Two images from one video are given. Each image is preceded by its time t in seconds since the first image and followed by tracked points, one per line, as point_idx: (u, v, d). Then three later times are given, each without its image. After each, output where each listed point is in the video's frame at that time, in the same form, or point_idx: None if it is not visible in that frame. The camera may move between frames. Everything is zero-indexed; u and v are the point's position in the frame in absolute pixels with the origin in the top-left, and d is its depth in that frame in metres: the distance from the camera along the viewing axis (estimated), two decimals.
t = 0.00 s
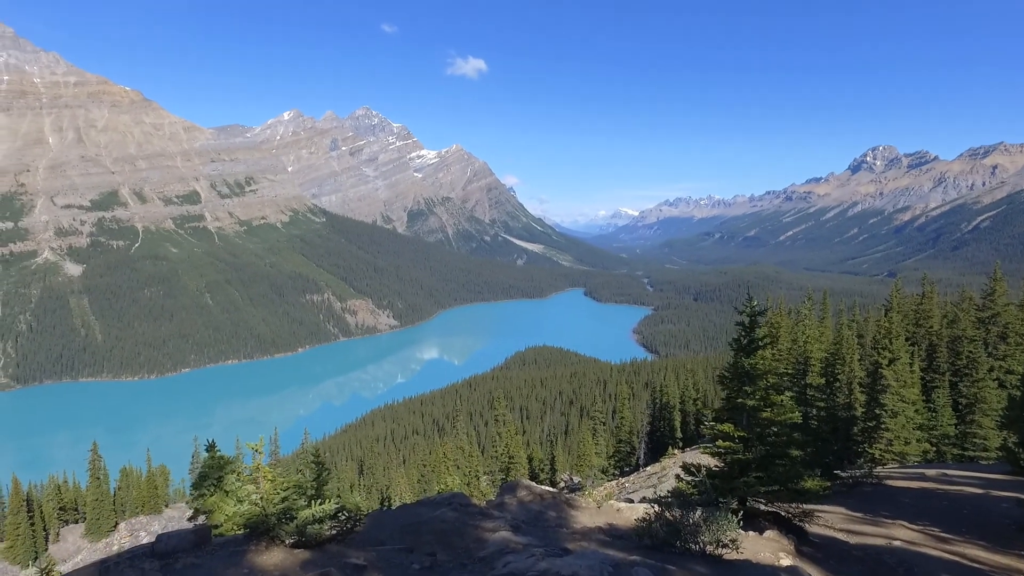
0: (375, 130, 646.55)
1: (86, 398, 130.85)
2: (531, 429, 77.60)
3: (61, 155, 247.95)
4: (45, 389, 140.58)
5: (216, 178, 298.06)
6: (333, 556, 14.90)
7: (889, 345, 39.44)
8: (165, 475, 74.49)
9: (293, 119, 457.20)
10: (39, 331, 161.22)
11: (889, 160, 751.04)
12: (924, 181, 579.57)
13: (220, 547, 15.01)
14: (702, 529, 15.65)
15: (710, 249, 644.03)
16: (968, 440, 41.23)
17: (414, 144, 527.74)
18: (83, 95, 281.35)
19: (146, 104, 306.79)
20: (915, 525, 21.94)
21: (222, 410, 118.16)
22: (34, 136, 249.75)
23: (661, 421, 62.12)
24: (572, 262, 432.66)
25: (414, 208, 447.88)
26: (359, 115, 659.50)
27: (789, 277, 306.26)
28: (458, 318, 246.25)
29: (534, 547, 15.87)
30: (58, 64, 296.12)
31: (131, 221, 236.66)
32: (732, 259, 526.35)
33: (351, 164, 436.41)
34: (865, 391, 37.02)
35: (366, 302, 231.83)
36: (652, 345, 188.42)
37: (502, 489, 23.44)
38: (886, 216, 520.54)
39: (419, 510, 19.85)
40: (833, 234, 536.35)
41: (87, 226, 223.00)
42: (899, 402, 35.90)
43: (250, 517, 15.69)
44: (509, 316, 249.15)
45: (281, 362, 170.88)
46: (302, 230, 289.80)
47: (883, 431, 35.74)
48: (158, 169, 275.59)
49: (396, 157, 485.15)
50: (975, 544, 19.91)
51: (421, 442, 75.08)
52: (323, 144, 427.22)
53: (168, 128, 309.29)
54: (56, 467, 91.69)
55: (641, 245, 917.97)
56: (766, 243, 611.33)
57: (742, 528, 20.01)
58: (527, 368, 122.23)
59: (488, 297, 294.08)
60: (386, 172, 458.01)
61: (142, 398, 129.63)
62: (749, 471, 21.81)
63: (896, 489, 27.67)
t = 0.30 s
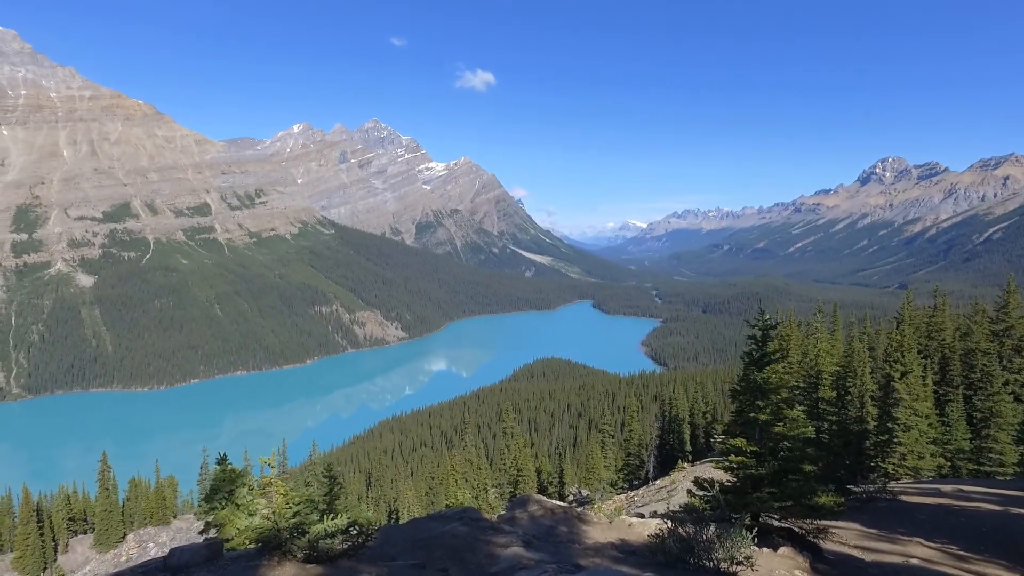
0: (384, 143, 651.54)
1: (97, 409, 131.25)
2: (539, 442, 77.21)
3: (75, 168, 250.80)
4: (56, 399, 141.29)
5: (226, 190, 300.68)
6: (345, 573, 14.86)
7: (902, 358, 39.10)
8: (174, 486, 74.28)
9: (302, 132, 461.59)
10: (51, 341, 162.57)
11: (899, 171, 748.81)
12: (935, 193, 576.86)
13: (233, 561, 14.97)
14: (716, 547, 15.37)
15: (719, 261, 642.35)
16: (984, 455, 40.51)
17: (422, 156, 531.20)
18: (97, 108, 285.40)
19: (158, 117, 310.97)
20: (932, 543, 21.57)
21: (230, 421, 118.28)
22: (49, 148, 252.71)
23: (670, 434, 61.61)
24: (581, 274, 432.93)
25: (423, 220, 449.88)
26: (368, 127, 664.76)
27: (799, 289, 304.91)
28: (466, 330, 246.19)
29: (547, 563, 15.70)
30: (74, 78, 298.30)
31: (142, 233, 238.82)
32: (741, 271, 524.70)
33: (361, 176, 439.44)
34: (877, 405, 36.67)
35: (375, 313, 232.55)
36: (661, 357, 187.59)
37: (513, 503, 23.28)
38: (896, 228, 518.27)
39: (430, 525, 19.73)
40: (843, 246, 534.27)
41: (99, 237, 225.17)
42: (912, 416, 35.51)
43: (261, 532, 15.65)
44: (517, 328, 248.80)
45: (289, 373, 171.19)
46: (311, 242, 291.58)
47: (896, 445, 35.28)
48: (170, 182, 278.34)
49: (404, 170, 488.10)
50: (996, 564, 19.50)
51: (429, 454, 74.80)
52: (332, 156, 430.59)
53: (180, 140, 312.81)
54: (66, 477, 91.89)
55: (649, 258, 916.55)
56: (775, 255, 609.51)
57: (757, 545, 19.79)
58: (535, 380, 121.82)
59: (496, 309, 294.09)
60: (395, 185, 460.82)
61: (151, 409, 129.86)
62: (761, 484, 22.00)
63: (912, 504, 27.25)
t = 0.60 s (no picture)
0: (398, 156, 657.26)
1: (113, 419, 132.44)
2: (552, 455, 76.75)
3: (95, 181, 255.01)
4: (73, 409, 142.76)
5: (242, 203, 304.20)
6: None
7: (921, 372, 38.53)
8: (188, 497, 74.29)
9: (318, 146, 466.89)
10: (70, 352, 164.89)
11: (915, 184, 742.18)
12: (952, 205, 570.27)
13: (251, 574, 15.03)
14: (736, 564, 14.95)
15: (732, 274, 638.66)
16: (1008, 473, 39.39)
17: (436, 169, 534.99)
18: (118, 123, 290.46)
19: (176, 131, 316.15)
20: (958, 563, 21.00)
21: (243, 433, 118.66)
22: (71, 162, 256.87)
23: (685, 449, 60.90)
24: (594, 287, 432.27)
25: (436, 233, 452.09)
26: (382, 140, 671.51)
27: (814, 302, 301.98)
28: (479, 342, 246.25)
29: None
30: (96, 95, 304.10)
31: (159, 246, 241.96)
32: (755, 284, 520.99)
33: (374, 189, 443.36)
34: (896, 420, 35.88)
35: (388, 326, 233.56)
36: (675, 370, 186.04)
37: (529, 517, 23.17)
38: (913, 240, 512.78)
39: (447, 538, 19.70)
40: (858, 259, 530.03)
41: (118, 249, 228.38)
42: (932, 432, 34.87)
43: (281, 546, 16.60)
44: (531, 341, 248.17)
45: (303, 385, 171.88)
46: (326, 255, 293.87)
47: (917, 461, 34.25)
48: (187, 195, 282.01)
49: (418, 183, 491.61)
50: None
51: (442, 467, 74.61)
52: (347, 170, 434.57)
53: (197, 154, 317.26)
54: (82, 487, 92.49)
55: (663, 270, 912.89)
56: (789, 267, 605.65)
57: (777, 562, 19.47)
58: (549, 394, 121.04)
59: (509, 322, 293.92)
60: (408, 198, 464.16)
61: (167, 419, 130.88)
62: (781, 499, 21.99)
63: (935, 522, 26.65)
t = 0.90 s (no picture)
0: (416, 168, 662.12)
1: (136, 427, 134.42)
2: (570, 467, 76.33)
3: (120, 193, 259.74)
4: (96, 417, 145.65)
5: (263, 215, 307.79)
6: None
7: (947, 386, 37.79)
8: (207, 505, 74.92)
9: (337, 157, 471.89)
10: (95, 360, 168.20)
11: (938, 193, 731.29)
12: (978, 215, 560.10)
13: None
14: None
15: (751, 285, 634.32)
16: None
17: (455, 180, 537.90)
18: (143, 136, 295.70)
19: (199, 143, 321.24)
20: None
21: (262, 441, 119.67)
22: (98, 174, 262.33)
23: (704, 461, 60.26)
24: (612, 298, 430.84)
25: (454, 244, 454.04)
26: (401, 152, 677.54)
27: (836, 314, 297.92)
28: (496, 353, 246.59)
29: None
30: (123, 108, 309.75)
31: (182, 256, 245.71)
32: (775, 295, 515.80)
33: (393, 200, 446.94)
34: (922, 435, 35.20)
35: (406, 336, 234.57)
36: (693, 382, 184.15)
37: (549, 529, 22.99)
38: (937, 251, 505.06)
39: (466, 550, 19.68)
40: (880, 270, 523.38)
41: (142, 260, 232.40)
42: (960, 447, 34.09)
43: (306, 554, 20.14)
44: (548, 352, 247.51)
45: (322, 395, 173.04)
46: (345, 265, 296.40)
47: (945, 477, 33.37)
48: (208, 206, 285.92)
49: (436, 194, 494.71)
50: None
51: (459, 478, 74.50)
52: (365, 181, 438.45)
53: (219, 166, 321.64)
54: (105, 493, 93.78)
55: (681, 282, 907.59)
56: (810, 279, 598.92)
57: None
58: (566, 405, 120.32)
59: (527, 333, 293.98)
60: (427, 209, 467.30)
61: (188, 428, 132.64)
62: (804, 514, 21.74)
63: (966, 541, 25.91)
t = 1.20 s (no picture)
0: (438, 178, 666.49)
1: (163, 433, 136.86)
2: (591, 478, 75.71)
3: (150, 204, 264.39)
4: (124, 423, 149.16)
5: (287, 225, 311.17)
6: None
7: (981, 400, 36.77)
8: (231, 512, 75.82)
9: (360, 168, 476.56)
10: (123, 367, 172.24)
11: (969, 201, 715.13)
12: (1012, 223, 545.33)
13: None
14: None
15: (775, 295, 626.34)
16: None
17: (476, 190, 538.67)
18: (172, 148, 300.18)
19: (225, 155, 325.44)
20: None
21: (285, 449, 120.66)
22: (128, 185, 267.20)
23: (728, 473, 59.29)
24: (634, 308, 428.84)
25: (475, 254, 455.47)
26: (423, 163, 680.15)
27: (863, 325, 292.26)
28: (517, 363, 246.26)
29: None
30: (152, 121, 310.97)
31: (208, 265, 249.61)
32: (800, 305, 508.43)
33: (415, 210, 449.45)
34: (956, 448, 34.26)
35: (428, 345, 235.37)
36: (716, 394, 181.63)
37: (573, 541, 22.81)
38: (968, 260, 493.59)
39: (491, 560, 19.65)
40: (909, 280, 513.88)
41: (169, 269, 236.90)
42: (997, 462, 33.04)
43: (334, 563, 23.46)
44: (569, 362, 246.44)
45: (344, 403, 174.47)
46: (367, 275, 298.85)
47: (980, 493, 32.36)
48: (234, 216, 289.53)
49: (458, 204, 497.00)
50: None
51: (480, 488, 74.36)
52: (388, 191, 442.10)
53: (245, 176, 325.29)
54: (132, 498, 95.25)
55: (704, 291, 899.41)
56: (835, 290, 589.77)
57: None
58: (588, 415, 119.54)
59: (548, 342, 293.28)
60: (448, 219, 469.77)
61: (213, 434, 134.54)
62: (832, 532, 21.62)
63: (1003, 561, 25.05)
